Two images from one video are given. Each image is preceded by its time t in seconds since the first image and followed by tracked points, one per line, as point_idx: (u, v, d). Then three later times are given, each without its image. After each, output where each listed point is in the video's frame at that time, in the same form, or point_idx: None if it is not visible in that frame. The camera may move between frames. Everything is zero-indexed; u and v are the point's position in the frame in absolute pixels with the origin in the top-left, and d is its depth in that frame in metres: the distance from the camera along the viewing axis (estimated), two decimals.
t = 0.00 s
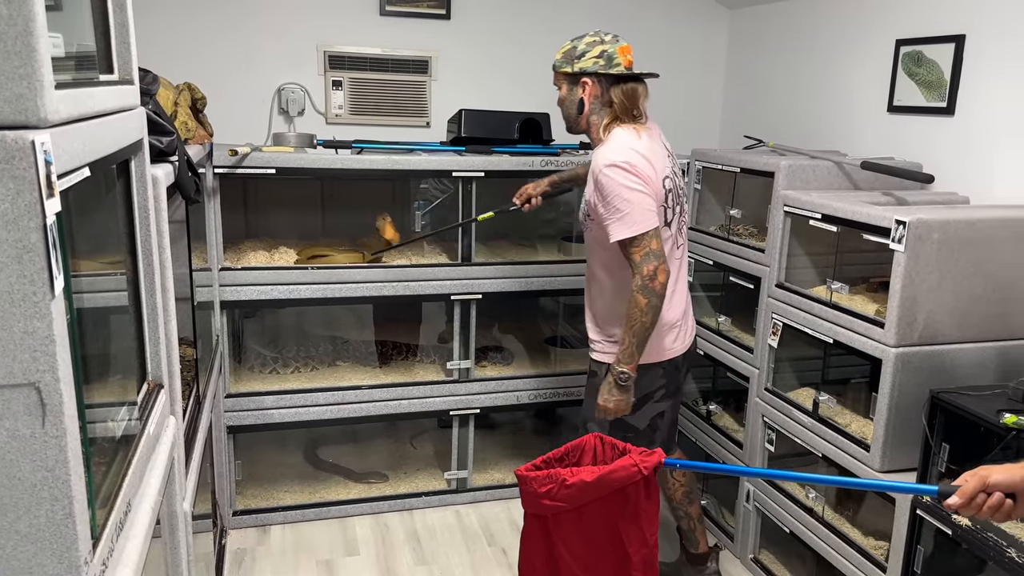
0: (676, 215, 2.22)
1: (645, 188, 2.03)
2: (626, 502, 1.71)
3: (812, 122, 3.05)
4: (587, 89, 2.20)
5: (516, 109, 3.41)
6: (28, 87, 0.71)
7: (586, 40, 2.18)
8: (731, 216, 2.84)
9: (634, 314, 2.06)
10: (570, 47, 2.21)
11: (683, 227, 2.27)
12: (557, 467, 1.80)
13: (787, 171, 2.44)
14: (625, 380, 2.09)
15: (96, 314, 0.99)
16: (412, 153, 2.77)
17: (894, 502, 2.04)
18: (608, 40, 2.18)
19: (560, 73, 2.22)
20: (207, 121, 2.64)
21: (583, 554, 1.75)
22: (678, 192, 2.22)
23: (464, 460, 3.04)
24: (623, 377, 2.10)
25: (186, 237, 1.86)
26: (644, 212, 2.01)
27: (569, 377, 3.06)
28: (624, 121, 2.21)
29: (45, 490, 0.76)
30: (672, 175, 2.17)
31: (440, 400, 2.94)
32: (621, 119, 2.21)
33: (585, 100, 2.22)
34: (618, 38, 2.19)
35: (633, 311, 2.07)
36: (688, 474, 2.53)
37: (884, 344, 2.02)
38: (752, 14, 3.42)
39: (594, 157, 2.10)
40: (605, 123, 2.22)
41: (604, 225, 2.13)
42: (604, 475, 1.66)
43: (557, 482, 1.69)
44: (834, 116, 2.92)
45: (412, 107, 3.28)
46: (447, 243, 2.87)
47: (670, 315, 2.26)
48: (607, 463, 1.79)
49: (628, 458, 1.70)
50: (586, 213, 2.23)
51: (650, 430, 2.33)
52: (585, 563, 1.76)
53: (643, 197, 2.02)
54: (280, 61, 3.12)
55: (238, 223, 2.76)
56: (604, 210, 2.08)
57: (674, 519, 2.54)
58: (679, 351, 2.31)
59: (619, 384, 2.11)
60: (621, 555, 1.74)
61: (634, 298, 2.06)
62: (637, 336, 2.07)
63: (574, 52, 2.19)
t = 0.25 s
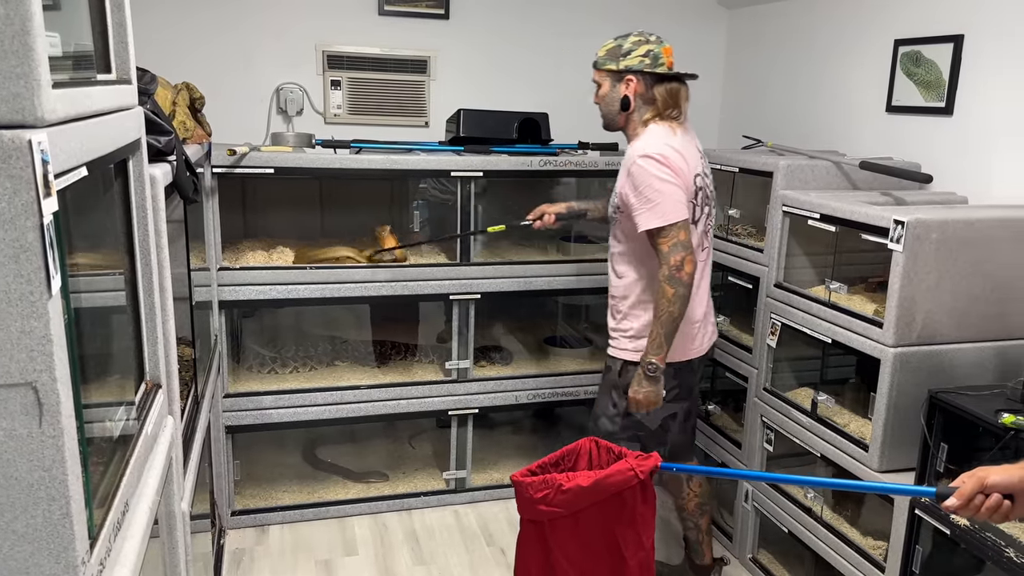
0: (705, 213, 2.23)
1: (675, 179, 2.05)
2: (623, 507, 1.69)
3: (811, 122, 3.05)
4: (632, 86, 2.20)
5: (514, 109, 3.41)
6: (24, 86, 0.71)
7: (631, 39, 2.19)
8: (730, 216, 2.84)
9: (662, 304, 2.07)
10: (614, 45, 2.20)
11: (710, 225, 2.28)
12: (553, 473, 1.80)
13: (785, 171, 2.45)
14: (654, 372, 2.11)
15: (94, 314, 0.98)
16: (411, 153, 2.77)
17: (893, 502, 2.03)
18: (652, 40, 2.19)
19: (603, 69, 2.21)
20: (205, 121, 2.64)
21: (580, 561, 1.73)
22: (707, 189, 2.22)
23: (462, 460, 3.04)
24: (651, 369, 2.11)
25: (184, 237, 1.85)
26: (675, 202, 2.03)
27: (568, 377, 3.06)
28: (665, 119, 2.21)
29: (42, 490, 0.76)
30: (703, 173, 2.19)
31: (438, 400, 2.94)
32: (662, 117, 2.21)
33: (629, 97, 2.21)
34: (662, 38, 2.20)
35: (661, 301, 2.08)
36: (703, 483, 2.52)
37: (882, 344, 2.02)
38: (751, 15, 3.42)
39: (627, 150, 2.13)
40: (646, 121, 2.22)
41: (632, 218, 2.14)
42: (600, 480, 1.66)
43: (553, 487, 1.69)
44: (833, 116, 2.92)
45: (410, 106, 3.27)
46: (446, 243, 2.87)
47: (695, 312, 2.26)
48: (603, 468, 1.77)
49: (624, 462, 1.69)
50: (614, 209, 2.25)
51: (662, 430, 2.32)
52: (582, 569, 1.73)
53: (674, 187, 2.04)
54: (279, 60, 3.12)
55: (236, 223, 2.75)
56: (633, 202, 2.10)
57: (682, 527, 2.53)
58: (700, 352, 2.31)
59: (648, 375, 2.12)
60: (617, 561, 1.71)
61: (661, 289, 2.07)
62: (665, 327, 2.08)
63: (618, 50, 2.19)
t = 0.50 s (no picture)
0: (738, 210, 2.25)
1: (718, 169, 2.07)
2: (620, 509, 1.70)
3: (809, 122, 3.05)
4: (666, 86, 2.22)
5: (513, 109, 3.41)
6: (22, 87, 0.71)
7: (664, 40, 2.20)
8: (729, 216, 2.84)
9: (700, 289, 2.07)
10: (646, 47, 2.20)
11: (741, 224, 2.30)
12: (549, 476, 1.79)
13: (783, 171, 2.45)
14: (678, 348, 2.10)
15: (92, 314, 0.98)
16: (410, 153, 2.77)
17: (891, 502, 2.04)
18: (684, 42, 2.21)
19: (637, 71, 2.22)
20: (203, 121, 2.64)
21: (577, 563, 1.73)
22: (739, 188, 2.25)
23: (461, 460, 3.04)
24: (675, 347, 2.11)
25: (183, 238, 1.85)
26: (718, 190, 2.04)
27: (567, 377, 3.06)
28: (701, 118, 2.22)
29: (40, 490, 0.76)
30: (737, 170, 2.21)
31: (436, 400, 2.94)
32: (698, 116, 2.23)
33: (664, 98, 2.22)
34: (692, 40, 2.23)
35: (700, 287, 2.08)
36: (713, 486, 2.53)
37: (880, 344, 2.02)
38: (749, 15, 3.43)
39: (666, 142, 2.15)
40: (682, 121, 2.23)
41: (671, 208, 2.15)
42: (597, 482, 1.66)
43: (550, 490, 1.68)
44: (831, 116, 2.93)
45: (409, 107, 3.28)
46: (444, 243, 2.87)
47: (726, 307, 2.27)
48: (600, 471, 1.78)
49: (621, 465, 1.70)
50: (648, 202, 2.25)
51: (693, 426, 2.33)
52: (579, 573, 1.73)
53: (717, 176, 2.06)
54: (278, 60, 3.12)
55: (235, 223, 2.75)
56: (674, 191, 2.11)
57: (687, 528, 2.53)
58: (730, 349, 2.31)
59: (671, 352, 2.12)
60: (614, 563, 1.72)
61: (702, 275, 2.07)
62: (703, 312, 2.08)
63: (651, 52, 2.20)
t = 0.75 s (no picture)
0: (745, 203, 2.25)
1: (723, 164, 2.07)
2: (617, 502, 1.67)
3: (808, 122, 3.06)
4: (675, 85, 2.22)
5: (512, 109, 3.41)
6: (23, 87, 0.71)
7: (673, 39, 2.20)
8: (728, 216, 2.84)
9: (714, 287, 2.08)
10: (655, 45, 2.21)
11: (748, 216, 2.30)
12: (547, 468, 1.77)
13: (783, 171, 2.45)
14: (711, 354, 2.11)
15: (92, 314, 0.98)
16: (410, 153, 2.77)
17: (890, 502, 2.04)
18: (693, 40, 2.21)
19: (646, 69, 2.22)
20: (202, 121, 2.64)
21: (574, 557, 1.70)
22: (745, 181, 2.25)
23: (461, 460, 3.05)
24: (709, 352, 2.11)
25: (182, 238, 1.86)
26: (724, 185, 2.04)
27: (567, 377, 3.06)
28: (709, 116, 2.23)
29: (41, 490, 0.76)
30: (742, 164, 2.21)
31: (436, 400, 2.94)
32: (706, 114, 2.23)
33: (673, 96, 2.23)
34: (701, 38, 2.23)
35: (713, 285, 2.08)
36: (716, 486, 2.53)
37: (880, 344, 2.02)
38: (748, 15, 3.43)
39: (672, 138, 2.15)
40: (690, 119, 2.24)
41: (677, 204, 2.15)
42: (594, 475, 1.63)
43: (547, 481, 1.66)
44: (830, 115, 2.93)
45: (408, 107, 3.28)
46: (444, 243, 2.87)
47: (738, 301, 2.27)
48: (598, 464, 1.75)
49: (619, 458, 1.67)
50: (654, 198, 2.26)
51: (698, 426, 2.32)
52: (576, 566, 1.71)
53: (722, 171, 2.06)
54: (277, 60, 3.12)
55: (235, 223, 2.74)
56: (680, 187, 2.11)
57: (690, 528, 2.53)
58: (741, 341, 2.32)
59: (707, 360, 2.12)
60: (612, 557, 1.70)
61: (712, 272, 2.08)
62: (719, 309, 2.09)
63: (660, 50, 2.20)
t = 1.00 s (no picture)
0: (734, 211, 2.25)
1: (715, 171, 2.06)
2: (601, 486, 1.74)
3: (806, 122, 3.06)
4: (661, 86, 2.22)
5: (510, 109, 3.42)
6: (24, 87, 0.71)
7: (660, 39, 2.19)
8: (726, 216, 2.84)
9: (700, 295, 2.07)
10: (642, 45, 2.20)
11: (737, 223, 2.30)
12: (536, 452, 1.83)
13: (781, 171, 2.46)
14: (690, 362, 2.09)
15: (92, 314, 0.98)
16: (409, 153, 2.77)
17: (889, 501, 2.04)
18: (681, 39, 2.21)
19: (632, 70, 2.22)
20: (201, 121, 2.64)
21: (557, 537, 1.77)
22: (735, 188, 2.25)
23: (460, 460, 3.05)
24: (687, 359, 2.09)
25: (182, 238, 1.86)
26: (715, 193, 2.04)
27: (566, 377, 3.07)
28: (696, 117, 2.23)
29: (41, 490, 0.76)
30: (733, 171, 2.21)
31: (435, 400, 2.94)
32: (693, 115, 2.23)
33: (659, 97, 2.23)
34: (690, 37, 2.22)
35: (699, 292, 2.08)
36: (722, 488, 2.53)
37: (878, 343, 2.03)
38: (746, 15, 3.43)
39: (663, 143, 2.14)
40: (677, 120, 2.24)
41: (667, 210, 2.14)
42: (579, 458, 1.70)
43: (533, 464, 1.72)
44: (828, 116, 2.93)
45: (406, 107, 3.28)
46: (443, 243, 2.87)
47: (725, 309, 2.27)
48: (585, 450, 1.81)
49: (603, 444, 1.74)
50: (642, 202, 2.25)
51: (692, 432, 2.32)
52: (560, 546, 1.77)
53: (713, 178, 2.05)
54: (276, 61, 3.12)
55: (234, 223, 2.74)
56: (670, 194, 2.10)
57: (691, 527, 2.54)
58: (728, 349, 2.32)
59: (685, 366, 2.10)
60: (594, 539, 1.77)
61: (699, 280, 2.07)
62: (703, 317, 2.08)
63: (647, 50, 2.20)
